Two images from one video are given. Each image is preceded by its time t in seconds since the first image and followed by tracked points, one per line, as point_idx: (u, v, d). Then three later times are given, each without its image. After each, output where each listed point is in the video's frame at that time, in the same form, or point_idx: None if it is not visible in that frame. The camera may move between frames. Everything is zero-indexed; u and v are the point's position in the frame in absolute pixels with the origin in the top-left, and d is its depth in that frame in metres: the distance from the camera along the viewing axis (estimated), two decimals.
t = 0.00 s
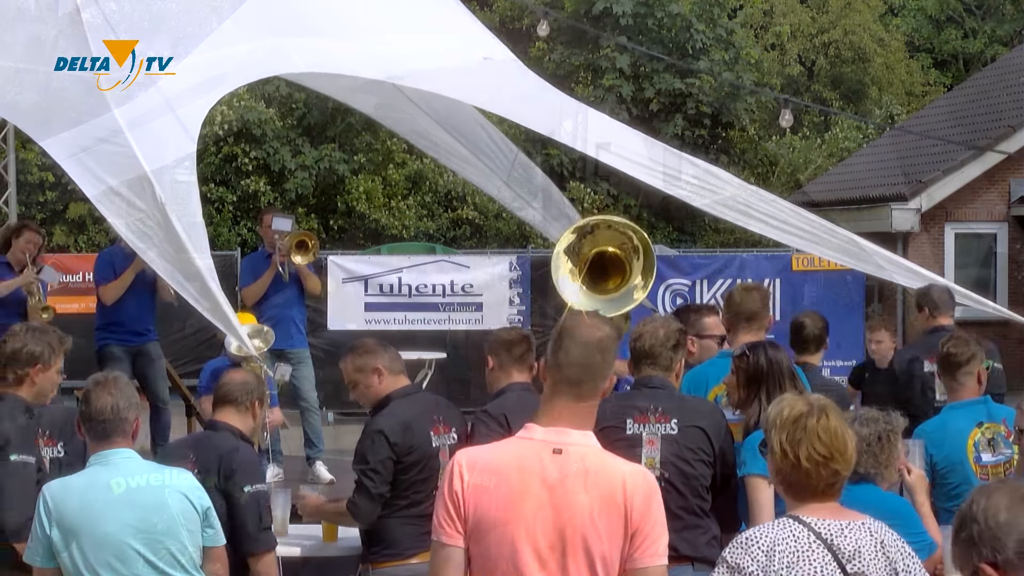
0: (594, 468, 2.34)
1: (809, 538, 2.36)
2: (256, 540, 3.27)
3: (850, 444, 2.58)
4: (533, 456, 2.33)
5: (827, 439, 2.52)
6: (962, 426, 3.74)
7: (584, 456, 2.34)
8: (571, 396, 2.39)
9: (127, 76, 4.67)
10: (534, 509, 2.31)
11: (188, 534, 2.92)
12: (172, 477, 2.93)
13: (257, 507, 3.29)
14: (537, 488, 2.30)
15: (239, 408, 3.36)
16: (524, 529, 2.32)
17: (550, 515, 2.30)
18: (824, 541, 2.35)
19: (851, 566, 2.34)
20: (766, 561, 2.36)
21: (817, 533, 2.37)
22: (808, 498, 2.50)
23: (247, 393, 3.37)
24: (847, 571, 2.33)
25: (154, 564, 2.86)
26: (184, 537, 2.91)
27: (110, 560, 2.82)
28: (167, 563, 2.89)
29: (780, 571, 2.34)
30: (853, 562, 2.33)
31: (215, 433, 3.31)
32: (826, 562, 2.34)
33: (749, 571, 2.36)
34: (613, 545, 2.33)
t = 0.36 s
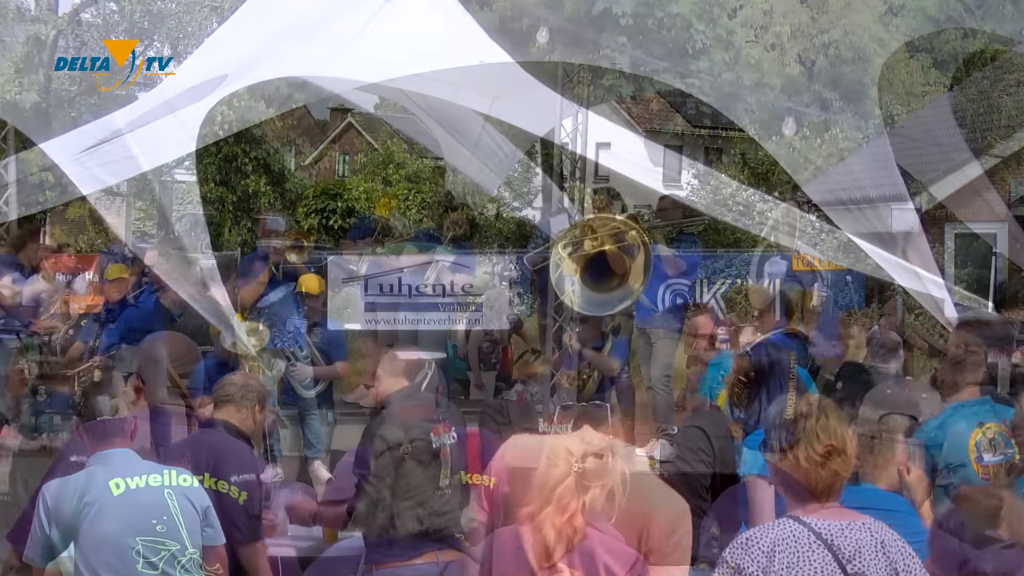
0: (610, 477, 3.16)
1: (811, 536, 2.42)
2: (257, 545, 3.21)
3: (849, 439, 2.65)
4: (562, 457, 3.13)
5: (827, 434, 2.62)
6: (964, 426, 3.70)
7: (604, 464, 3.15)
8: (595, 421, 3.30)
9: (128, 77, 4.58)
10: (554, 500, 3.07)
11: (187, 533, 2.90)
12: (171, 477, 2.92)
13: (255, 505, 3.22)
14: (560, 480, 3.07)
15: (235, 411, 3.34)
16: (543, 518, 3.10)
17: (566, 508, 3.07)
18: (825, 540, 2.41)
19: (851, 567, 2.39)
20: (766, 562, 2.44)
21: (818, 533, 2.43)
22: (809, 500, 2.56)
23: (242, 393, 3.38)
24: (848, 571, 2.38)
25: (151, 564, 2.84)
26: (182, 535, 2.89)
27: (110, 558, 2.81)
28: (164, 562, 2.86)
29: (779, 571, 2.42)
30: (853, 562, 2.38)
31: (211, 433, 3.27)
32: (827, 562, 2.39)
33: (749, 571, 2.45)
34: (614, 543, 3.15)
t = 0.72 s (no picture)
0: (612, 477, 2.80)
1: (806, 540, 2.20)
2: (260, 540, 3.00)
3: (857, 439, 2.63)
4: (563, 456, 2.77)
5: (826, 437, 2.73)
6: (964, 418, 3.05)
7: (609, 462, 2.79)
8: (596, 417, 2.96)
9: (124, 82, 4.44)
10: (555, 501, 2.72)
11: (185, 533, 2.76)
12: (168, 475, 2.78)
13: (254, 503, 2.98)
14: (561, 482, 2.72)
15: (235, 411, 3.31)
16: (542, 520, 2.75)
17: (567, 510, 2.69)
18: (826, 540, 2.20)
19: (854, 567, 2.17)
20: (766, 564, 2.24)
21: (820, 533, 2.22)
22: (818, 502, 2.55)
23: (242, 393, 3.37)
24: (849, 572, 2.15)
25: (150, 564, 2.72)
26: (183, 534, 2.75)
27: (110, 557, 2.71)
28: (164, 562, 2.73)
29: (779, 572, 2.20)
30: (856, 563, 2.16)
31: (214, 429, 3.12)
32: (829, 563, 2.17)
33: (748, 573, 2.26)
34: (614, 545, 2.78)
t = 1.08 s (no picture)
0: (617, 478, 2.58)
1: (802, 545, 2.15)
2: (262, 544, 2.74)
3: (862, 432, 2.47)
4: (564, 455, 2.55)
5: (826, 435, 2.60)
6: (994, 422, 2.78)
7: (613, 462, 2.56)
8: (597, 413, 2.67)
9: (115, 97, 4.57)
10: (555, 502, 2.48)
11: (186, 533, 2.64)
12: (167, 474, 2.65)
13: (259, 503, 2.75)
14: (562, 481, 2.50)
15: (237, 410, 3.08)
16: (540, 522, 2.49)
17: (569, 510, 2.46)
18: (824, 545, 2.12)
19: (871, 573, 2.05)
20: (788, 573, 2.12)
21: (819, 537, 2.14)
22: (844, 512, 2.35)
23: (244, 390, 3.12)
24: None
25: (149, 564, 2.63)
26: (182, 534, 2.64)
27: (110, 562, 2.63)
28: (162, 563, 2.63)
29: None
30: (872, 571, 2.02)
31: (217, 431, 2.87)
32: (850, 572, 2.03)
33: None
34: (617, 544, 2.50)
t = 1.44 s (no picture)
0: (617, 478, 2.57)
1: (803, 547, 2.15)
2: (262, 544, 2.74)
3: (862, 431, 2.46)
4: (565, 455, 2.54)
5: (826, 434, 2.61)
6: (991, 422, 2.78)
7: (614, 462, 2.54)
8: (598, 412, 2.66)
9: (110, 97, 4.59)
10: (555, 502, 2.48)
11: (188, 534, 2.63)
12: (166, 475, 2.65)
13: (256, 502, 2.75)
14: (563, 482, 2.49)
15: (240, 409, 3.08)
16: (540, 523, 2.49)
17: (569, 510, 2.46)
18: (825, 546, 2.12)
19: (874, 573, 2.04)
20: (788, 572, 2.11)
21: (818, 539, 2.14)
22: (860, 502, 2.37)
23: (246, 388, 3.11)
24: None
25: (148, 565, 2.63)
26: (182, 534, 2.64)
27: (111, 563, 2.62)
28: (162, 564, 2.63)
29: None
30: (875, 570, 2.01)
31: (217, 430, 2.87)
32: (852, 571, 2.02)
33: None
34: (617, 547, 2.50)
